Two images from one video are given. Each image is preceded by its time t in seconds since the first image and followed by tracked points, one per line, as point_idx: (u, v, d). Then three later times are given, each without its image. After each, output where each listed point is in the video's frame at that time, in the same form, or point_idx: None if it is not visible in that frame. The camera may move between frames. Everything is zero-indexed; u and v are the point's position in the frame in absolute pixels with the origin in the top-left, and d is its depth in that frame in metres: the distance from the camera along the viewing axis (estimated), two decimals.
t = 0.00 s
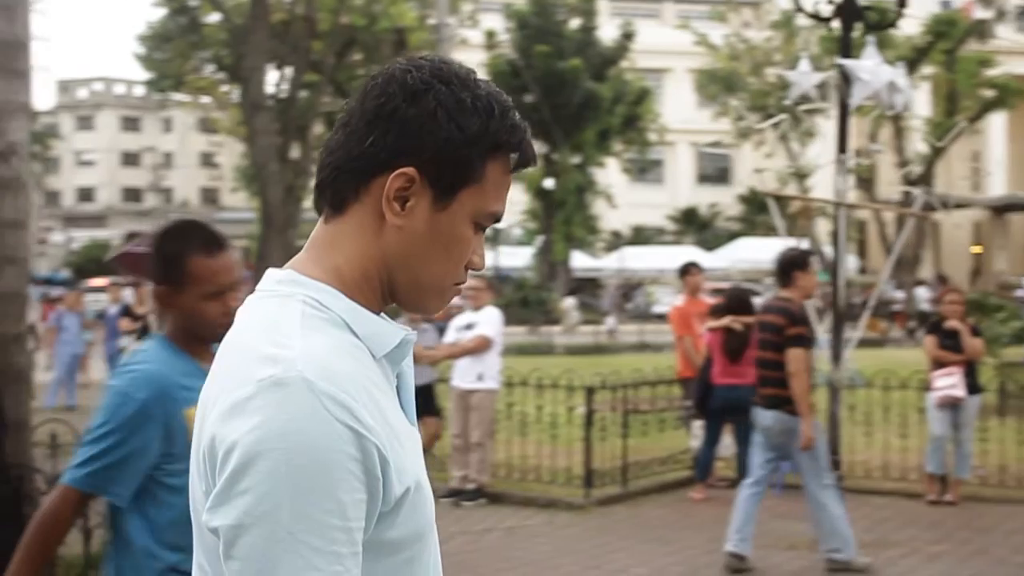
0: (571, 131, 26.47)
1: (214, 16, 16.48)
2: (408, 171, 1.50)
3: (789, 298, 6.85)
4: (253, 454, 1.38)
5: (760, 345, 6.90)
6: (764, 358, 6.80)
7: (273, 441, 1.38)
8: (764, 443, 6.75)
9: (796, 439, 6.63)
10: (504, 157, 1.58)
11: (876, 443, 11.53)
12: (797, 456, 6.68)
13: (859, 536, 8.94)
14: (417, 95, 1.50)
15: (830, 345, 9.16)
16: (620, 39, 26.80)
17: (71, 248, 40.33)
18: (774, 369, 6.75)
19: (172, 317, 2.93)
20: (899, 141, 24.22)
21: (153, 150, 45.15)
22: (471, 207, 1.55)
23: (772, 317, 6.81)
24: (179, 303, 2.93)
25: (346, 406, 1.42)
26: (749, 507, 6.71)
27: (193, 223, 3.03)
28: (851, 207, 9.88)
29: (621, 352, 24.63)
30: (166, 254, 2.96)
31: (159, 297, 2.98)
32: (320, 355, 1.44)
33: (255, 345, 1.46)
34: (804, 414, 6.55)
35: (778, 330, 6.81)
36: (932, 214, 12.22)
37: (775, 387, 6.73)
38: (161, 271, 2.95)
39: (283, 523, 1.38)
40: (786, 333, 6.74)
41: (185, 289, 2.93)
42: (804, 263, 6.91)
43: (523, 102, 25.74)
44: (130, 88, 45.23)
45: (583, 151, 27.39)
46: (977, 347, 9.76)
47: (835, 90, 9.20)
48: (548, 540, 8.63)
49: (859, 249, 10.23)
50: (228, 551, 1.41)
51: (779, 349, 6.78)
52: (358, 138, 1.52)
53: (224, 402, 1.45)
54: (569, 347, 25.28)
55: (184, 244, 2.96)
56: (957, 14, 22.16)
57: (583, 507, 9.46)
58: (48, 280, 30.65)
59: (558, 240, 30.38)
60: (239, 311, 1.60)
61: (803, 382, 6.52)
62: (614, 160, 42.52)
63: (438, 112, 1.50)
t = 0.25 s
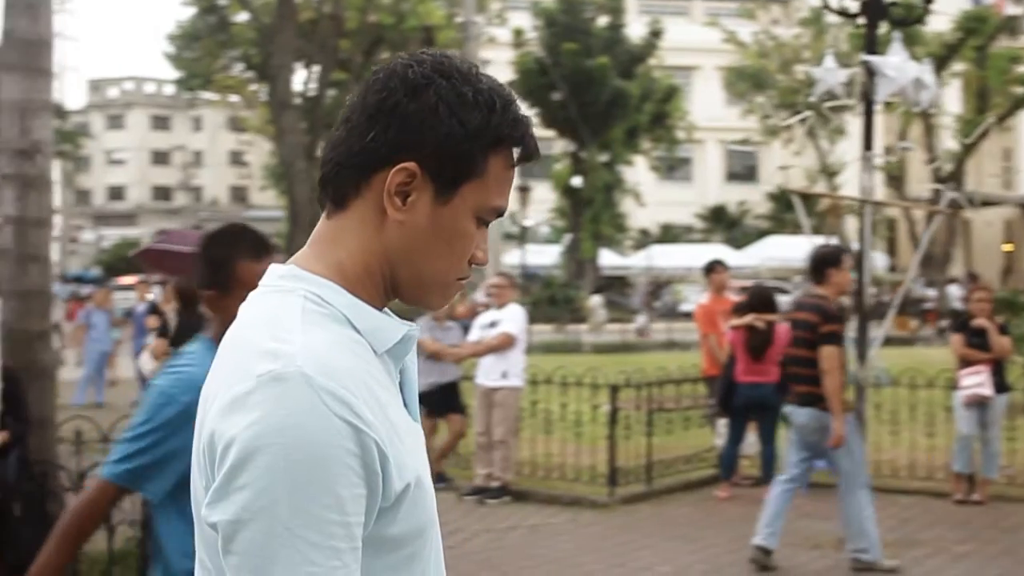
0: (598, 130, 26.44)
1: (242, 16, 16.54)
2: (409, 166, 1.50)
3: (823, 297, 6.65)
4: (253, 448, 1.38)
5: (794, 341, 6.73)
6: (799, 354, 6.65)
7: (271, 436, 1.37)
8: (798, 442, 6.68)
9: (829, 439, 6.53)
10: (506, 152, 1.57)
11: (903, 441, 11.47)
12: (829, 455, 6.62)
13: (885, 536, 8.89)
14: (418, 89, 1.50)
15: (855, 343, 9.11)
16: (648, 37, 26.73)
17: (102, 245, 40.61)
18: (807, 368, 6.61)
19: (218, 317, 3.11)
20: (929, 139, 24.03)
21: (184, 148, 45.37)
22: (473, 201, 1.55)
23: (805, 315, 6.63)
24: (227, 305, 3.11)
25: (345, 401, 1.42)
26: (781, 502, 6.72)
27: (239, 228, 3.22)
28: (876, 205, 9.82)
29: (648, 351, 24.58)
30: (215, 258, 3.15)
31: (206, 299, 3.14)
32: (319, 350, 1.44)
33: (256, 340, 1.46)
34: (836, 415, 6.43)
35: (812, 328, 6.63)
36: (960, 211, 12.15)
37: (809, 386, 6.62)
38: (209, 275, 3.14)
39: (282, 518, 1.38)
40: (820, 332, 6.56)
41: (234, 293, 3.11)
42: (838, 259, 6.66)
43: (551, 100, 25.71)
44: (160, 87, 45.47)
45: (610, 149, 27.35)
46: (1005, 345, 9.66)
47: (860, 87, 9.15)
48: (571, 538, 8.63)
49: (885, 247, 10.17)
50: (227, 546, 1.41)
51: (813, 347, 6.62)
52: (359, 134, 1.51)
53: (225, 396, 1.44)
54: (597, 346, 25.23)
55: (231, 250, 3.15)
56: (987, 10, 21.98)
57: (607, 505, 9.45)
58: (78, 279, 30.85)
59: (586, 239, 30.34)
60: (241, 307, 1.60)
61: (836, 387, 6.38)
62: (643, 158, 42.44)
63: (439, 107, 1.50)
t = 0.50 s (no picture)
0: (635, 127, 26.37)
1: (279, 16, 16.60)
2: (407, 159, 1.49)
3: (867, 291, 6.53)
4: (248, 444, 1.37)
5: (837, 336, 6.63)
6: (846, 351, 6.56)
7: (268, 432, 1.37)
8: (845, 437, 6.61)
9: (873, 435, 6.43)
10: (507, 144, 1.56)
11: (938, 439, 11.38)
12: (874, 452, 6.54)
13: (919, 535, 8.81)
14: (416, 83, 1.49)
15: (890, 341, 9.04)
16: (685, 33, 26.65)
17: (141, 244, 40.91)
18: (852, 363, 6.52)
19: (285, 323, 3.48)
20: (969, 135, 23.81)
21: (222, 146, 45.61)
22: (474, 194, 1.54)
23: (848, 311, 6.51)
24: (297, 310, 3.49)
25: (342, 397, 1.41)
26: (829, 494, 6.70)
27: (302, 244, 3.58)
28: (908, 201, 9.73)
29: (684, 348, 24.48)
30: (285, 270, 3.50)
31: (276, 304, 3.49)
32: (317, 344, 1.44)
33: (255, 334, 1.46)
34: (880, 412, 6.32)
35: (856, 323, 6.51)
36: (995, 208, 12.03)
37: (853, 382, 6.52)
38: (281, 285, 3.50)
39: (277, 514, 1.37)
40: (863, 328, 6.44)
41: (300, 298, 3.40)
42: (880, 254, 6.56)
43: (587, 97, 25.70)
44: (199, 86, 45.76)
45: (647, 146, 27.27)
46: None
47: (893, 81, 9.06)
48: (600, 536, 8.61)
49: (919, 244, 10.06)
50: (225, 542, 1.40)
51: (857, 342, 6.52)
52: (360, 128, 1.51)
53: (224, 392, 1.44)
54: (633, 343, 25.13)
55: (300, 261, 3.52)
56: None
57: (639, 503, 9.42)
58: (117, 277, 31.07)
59: (622, 236, 30.26)
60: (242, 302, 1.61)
61: (881, 383, 6.26)
62: (680, 155, 42.29)
63: (439, 99, 1.49)
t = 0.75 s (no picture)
0: (671, 125, 26.31)
1: (314, 15, 16.67)
2: (404, 154, 1.49)
3: (910, 288, 6.50)
4: (241, 440, 1.36)
5: (880, 331, 6.58)
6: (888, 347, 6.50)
7: (262, 428, 1.36)
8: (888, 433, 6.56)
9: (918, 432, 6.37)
10: (504, 138, 1.55)
11: (973, 439, 11.28)
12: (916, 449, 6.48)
13: (952, 536, 8.73)
14: (411, 77, 1.49)
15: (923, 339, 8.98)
16: (721, 30, 26.56)
17: (179, 242, 41.20)
18: (896, 361, 6.45)
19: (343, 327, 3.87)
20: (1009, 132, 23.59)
21: (260, 145, 45.87)
22: (472, 188, 1.53)
23: (892, 308, 6.46)
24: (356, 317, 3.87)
25: (337, 393, 1.40)
26: (878, 491, 6.64)
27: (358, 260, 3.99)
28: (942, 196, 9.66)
29: (719, 347, 24.39)
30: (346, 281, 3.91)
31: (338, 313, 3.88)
32: (312, 341, 1.43)
33: (250, 330, 1.45)
34: (926, 409, 6.25)
35: (900, 319, 6.45)
36: None
37: (897, 378, 6.45)
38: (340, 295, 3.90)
39: (271, 509, 1.36)
40: (908, 324, 6.39)
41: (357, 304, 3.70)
42: (923, 250, 6.52)
43: (623, 94, 25.67)
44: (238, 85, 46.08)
45: (682, 144, 27.21)
46: None
47: (927, 77, 9.00)
48: (629, 535, 8.58)
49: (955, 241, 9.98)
50: (219, 538, 1.39)
51: (901, 338, 6.46)
52: (356, 125, 1.51)
53: (219, 387, 1.43)
54: (668, 341, 25.05)
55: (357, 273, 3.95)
56: None
57: (669, 501, 9.39)
58: (154, 274, 31.31)
59: (658, 234, 30.20)
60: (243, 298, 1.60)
61: (928, 379, 6.20)
62: (717, 154, 42.17)
63: (435, 94, 1.49)
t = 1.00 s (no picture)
0: (705, 123, 26.23)
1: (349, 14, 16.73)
2: (398, 151, 1.49)
3: (952, 284, 6.39)
4: (234, 438, 1.35)
5: (922, 327, 6.47)
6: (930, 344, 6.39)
7: (252, 426, 1.35)
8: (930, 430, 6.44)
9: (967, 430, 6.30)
10: (501, 133, 1.55)
11: (1007, 439, 11.17)
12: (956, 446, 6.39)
13: (984, 536, 8.65)
14: (404, 74, 1.49)
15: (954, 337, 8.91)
16: (756, 27, 26.45)
17: (216, 240, 41.45)
18: (939, 358, 6.34)
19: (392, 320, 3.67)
20: None
21: (296, 142, 46.06)
22: (468, 183, 1.53)
23: (934, 304, 6.34)
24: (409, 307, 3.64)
25: (329, 390, 1.39)
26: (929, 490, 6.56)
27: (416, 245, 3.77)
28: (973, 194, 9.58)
29: (753, 345, 24.28)
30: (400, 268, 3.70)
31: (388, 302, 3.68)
32: (303, 336, 1.42)
33: (241, 329, 1.44)
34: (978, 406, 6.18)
35: (941, 316, 6.34)
36: None
37: (938, 375, 6.34)
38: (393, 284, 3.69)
39: (262, 509, 1.35)
40: (950, 321, 6.28)
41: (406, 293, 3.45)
42: (965, 247, 6.43)
43: (657, 91, 25.60)
44: (274, 83, 46.30)
45: (717, 141, 27.11)
46: None
47: (959, 74, 8.93)
48: (658, 534, 8.53)
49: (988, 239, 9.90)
50: (210, 538, 1.38)
51: (944, 335, 6.35)
52: (350, 121, 1.51)
53: (212, 385, 1.43)
54: (702, 339, 24.96)
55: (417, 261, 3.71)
56: None
57: (699, 500, 9.35)
58: (190, 271, 31.50)
59: (692, 231, 30.11)
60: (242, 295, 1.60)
61: (973, 376, 6.13)
62: (752, 151, 42.01)
63: (428, 90, 1.49)
